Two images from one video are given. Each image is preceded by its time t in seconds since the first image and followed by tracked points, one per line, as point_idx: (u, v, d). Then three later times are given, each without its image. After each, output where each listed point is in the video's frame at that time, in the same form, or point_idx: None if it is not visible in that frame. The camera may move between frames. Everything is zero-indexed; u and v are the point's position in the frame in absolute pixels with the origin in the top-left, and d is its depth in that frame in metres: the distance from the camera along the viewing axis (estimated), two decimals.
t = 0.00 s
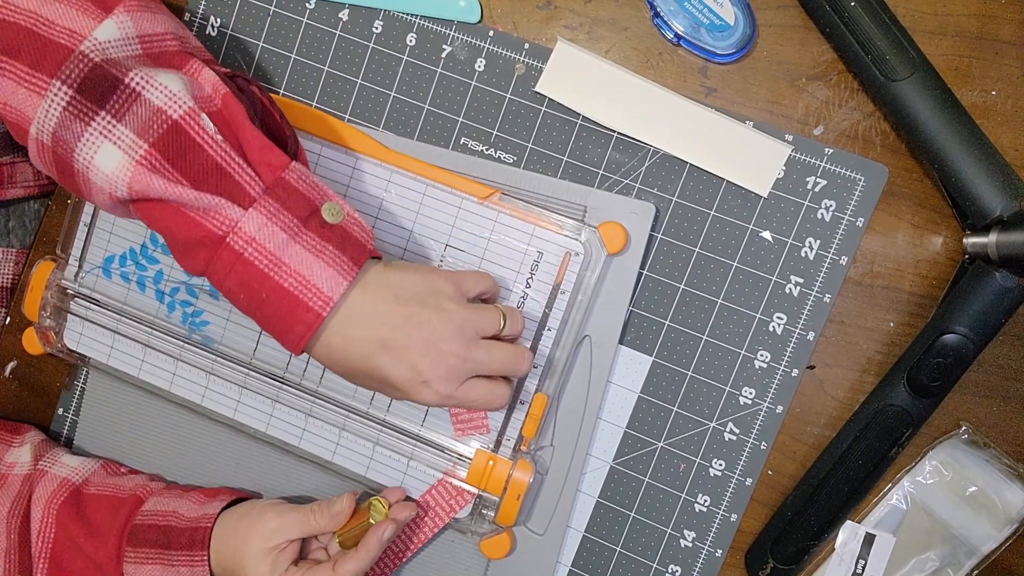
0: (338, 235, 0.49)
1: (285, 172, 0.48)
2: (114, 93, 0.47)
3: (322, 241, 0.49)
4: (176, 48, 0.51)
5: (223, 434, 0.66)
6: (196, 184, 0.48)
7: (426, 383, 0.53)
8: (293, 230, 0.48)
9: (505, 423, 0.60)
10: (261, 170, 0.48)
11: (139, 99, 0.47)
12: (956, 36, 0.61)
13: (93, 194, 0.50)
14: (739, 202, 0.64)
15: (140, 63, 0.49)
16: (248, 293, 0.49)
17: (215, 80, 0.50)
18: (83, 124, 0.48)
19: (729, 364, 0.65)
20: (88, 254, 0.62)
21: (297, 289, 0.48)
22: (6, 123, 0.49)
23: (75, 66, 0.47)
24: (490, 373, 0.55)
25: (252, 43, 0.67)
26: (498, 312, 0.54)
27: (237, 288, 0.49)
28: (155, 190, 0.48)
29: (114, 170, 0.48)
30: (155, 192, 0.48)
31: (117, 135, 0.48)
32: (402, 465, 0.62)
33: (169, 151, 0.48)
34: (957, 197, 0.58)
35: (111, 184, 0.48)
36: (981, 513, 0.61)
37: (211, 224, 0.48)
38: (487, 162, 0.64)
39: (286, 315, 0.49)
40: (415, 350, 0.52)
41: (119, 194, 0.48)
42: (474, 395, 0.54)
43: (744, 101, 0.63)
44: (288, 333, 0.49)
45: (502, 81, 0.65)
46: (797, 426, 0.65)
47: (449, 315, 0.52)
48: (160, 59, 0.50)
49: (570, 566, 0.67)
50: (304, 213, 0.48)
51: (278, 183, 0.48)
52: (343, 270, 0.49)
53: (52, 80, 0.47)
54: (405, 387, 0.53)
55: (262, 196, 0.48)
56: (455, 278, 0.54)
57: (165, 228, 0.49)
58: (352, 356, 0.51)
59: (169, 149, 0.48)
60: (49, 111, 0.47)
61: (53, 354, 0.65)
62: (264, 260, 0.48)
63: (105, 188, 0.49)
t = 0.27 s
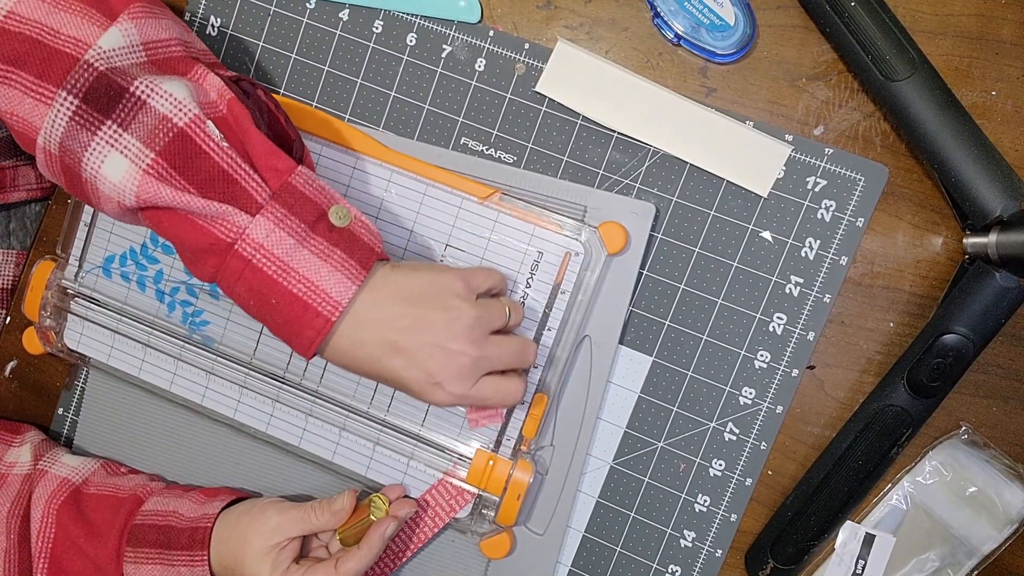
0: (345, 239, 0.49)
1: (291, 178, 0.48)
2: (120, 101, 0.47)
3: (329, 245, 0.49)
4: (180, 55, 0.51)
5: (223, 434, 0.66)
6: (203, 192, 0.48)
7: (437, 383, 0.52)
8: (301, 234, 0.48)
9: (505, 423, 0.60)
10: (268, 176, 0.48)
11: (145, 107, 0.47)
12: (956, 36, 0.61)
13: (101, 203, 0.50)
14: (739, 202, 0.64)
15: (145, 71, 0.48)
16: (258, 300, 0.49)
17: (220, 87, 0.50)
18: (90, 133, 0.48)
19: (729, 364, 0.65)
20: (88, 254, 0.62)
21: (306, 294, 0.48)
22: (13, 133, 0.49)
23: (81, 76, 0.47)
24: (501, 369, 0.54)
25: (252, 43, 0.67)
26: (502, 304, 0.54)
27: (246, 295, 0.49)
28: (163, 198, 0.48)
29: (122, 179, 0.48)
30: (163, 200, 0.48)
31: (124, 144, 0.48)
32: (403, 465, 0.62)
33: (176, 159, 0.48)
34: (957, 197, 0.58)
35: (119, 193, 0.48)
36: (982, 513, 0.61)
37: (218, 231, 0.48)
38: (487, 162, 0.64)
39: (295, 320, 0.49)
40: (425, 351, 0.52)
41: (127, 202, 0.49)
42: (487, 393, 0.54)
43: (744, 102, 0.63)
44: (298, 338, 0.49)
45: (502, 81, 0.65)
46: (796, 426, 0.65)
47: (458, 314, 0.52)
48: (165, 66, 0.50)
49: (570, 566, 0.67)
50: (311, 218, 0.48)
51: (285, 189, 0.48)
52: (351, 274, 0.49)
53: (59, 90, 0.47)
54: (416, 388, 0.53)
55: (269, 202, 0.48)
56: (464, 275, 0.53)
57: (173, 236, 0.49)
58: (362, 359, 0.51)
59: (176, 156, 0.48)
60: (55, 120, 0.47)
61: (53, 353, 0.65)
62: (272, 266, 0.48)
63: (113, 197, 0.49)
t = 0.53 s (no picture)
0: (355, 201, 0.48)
1: (296, 142, 0.48)
2: (117, 75, 0.46)
3: (339, 208, 0.48)
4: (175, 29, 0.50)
5: (223, 434, 0.66)
6: (208, 162, 0.47)
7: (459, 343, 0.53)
8: (310, 199, 0.47)
9: (505, 423, 0.60)
10: (272, 142, 0.48)
11: (144, 79, 0.47)
12: (956, 36, 0.61)
13: (105, 181, 0.49)
14: (739, 202, 0.64)
15: (140, 44, 0.48)
16: (271, 268, 0.48)
17: (217, 57, 0.50)
18: (89, 109, 0.47)
19: (729, 364, 0.65)
20: (87, 254, 0.62)
21: (319, 259, 0.48)
22: (11, 116, 0.48)
23: (75, 51, 0.46)
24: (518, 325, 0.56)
25: (252, 43, 0.66)
26: (516, 265, 0.56)
27: (260, 263, 0.48)
28: (169, 170, 0.47)
29: (125, 154, 0.47)
30: (169, 173, 0.47)
31: (124, 118, 0.47)
32: (403, 465, 0.62)
33: (178, 129, 0.47)
34: (957, 197, 0.58)
35: (124, 168, 0.47)
36: (981, 513, 0.61)
37: (226, 201, 0.47)
38: (487, 162, 0.64)
39: (310, 286, 0.48)
40: (445, 310, 0.52)
41: (132, 178, 0.48)
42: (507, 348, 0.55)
43: (744, 102, 0.63)
44: (315, 304, 0.49)
45: (502, 81, 0.65)
46: (796, 426, 0.65)
47: (475, 272, 0.53)
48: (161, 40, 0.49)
49: (570, 565, 0.67)
50: (319, 182, 0.48)
51: (290, 154, 0.47)
52: (364, 237, 0.48)
53: (53, 67, 0.46)
54: (437, 350, 0.53)
55: (276, 167, 0.47)
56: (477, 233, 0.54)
57: (181, 209, 0.48)
58: (382, 323, 0.52)
59: (179, 126, 0.47)
60: (52, 98, 0.46)
61: (53, 353, 0.65)
62: (283, 232, 0.47)
63: (117, 173, 0.48)
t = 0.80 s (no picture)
0: (354, 178, 0.48)
1: (294, 120, 0.48)
2: (113, 54, 0.46)
3: (339, 186, 0.48)
4: (171, 10, 0.50)
5: (223, 434, 0.66)
6: (206, 140, 0.47)
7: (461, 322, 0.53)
8: (309, 177, 0.47)
9: (505, 423, 0.60)
10: (270, 121, 0.48)
11: (139, 58, 0.47)
12: (957, 36, 0.61)
13: (104, 161, 0.49)
14: (739, 202, 0.64)
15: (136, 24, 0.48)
16: (271, 246, 0.48)
17: (214, 36, 0.49)
18: (86, 88, 0.47)
19: (729, 364, 0.65)
20: (87, 254, 0.62)
21: (319, 237, 0.48)
22: (8, 98, 0.48)
23: (71, 31, 0.46)
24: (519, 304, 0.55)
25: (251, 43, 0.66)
26: (521, 247, 0.55)
27: (260, 242, 0.48)
28: (167, 149, 0.47)
29: (122, 132, 0.47)
30: (167, 151, 0.47)
31: (121, 97, 0.47)
32: (403, 465, 0.62)
33: (176, 108, 0.47)
34: (957, 197, 0.58)
35: (122, 148, 0.47)
36: (982, 513, 0.61)
37: (225, 179, 0.47)
38: (487, 162, 0.64)
39: (311, 264, 0.48)
40: (446, 289, 0.52)
41: (130, 157, 0.48)
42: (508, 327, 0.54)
43: (744, 101, 0.63)
44: (315, 282, 0.49)
45: (502, 81, 0.65)
46: (797, 426, 0.65)
47: (476, 252, 0.53)
48: (157, 22, 0.49)
49: (570, 565, 0.67)
50: (318, 160, 0.48)
51: (288, 131, 0.47)
52: (364, 214, 0.48)
53: (50, 48, 0.46)
54: (439, 329, 0.53)
55: (274, 146, 0.47)
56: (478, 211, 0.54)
57: (180, 188, 0.48)
58: (383, 302, 0.51)
59: (176, 105, 0.47)
60: (49, 78, 0.46)
61: (53, 353, 0.66)
62: (283, 210, 0.47)
63: (116, 152, 0.48)
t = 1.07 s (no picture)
0: (349, 194, 0.49)
1: (290, 136, 0.48)
2: (110, 66, 0.46)
3: (334, 202, 0.48)
4: (171, 19, 0.50)
5: (223, 434, 0.66)
6: (203, 155, 0.47)
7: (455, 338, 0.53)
8: (305, 193, 0.48)
9: (505, 423, 0.60)
10: (266, 136, 0.48)
11: (136, 71, 0.47)
12: (956, 36, 0.61)
13: (101, 172, 0.49)
14: (739, 202, 0.64)
15: (135, 35, 0.48)
16: (266, 261, 0.49)
17: (212, 48, 0.49)
18: (82, 100, 0.47)
19: (729, 364, 0.65)
20: (88, 254, 0.62)
21: (314, 253, 0.48)
22: (7, 107, 0.48)
23: (69, 43, 0.46)
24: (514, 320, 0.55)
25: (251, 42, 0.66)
26: (514, 258, 0.54)
27: (255, 257, 0.49)
28: (163, 163, 0.47)
29: (119, 146, 0.47)
30: (163, 165, 0.48)
31: (118, 110, 0.47)
32: (403, 465, 0.62)
33: (172, 122, 0.47)
34: (957, 196, 0.58)
35: (118, 160, 0.48)
36: (982, 513, 0.61)
37: (221, 195, 0.48)
38: (487, 162, 0.64)
39: (305, 279, 0.49)
40: (441, 305, 0.52)
41: (126, 170, 0.48)
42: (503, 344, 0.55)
43: (744, 101, 0.63)
44: (310, 297, 0.49)
45: (502, 81, 0.65)
46: (797, 426, 0.65)
47: (471, 268, 0.52)
48: (156, 30, 0.49)
49: (570, 565, 0.67)
50: (313, 176, 0.48)
51: (284, 147, 0.48)
52: (359, 230, 0.49)
53: (47, 58, 0.46)
54: (434, 345, 0.53)
55: (270, 161, 0.47)
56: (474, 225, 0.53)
57: (176, 201, 0.49)
58: (378, 317, 0.52)
59: (173, 119, 0.47)
60: (46, 89, 0.46)
61: (54, 353, 0.66)
62: (278, 226, 0.48)
63: (112, 165, 0.48)
